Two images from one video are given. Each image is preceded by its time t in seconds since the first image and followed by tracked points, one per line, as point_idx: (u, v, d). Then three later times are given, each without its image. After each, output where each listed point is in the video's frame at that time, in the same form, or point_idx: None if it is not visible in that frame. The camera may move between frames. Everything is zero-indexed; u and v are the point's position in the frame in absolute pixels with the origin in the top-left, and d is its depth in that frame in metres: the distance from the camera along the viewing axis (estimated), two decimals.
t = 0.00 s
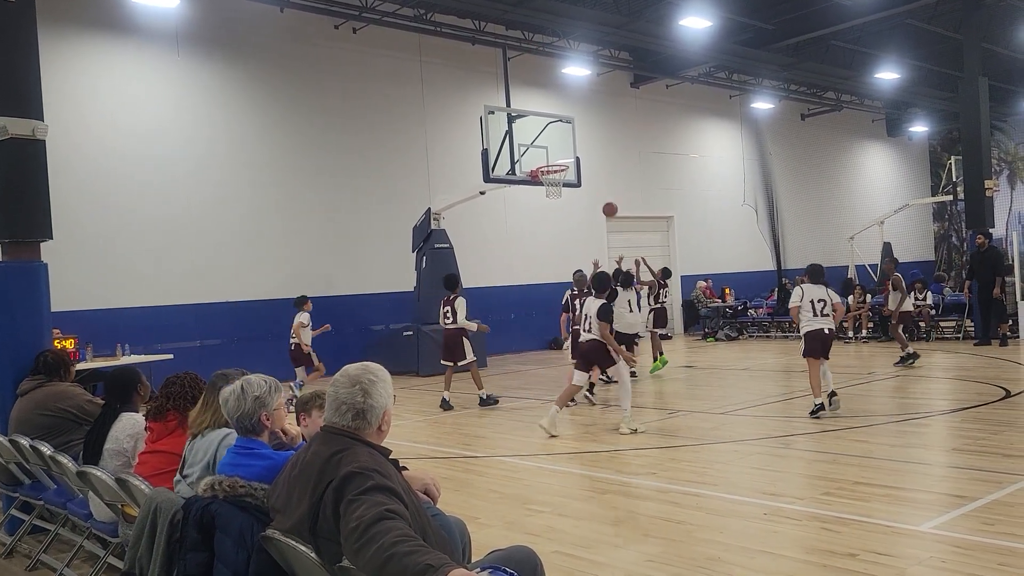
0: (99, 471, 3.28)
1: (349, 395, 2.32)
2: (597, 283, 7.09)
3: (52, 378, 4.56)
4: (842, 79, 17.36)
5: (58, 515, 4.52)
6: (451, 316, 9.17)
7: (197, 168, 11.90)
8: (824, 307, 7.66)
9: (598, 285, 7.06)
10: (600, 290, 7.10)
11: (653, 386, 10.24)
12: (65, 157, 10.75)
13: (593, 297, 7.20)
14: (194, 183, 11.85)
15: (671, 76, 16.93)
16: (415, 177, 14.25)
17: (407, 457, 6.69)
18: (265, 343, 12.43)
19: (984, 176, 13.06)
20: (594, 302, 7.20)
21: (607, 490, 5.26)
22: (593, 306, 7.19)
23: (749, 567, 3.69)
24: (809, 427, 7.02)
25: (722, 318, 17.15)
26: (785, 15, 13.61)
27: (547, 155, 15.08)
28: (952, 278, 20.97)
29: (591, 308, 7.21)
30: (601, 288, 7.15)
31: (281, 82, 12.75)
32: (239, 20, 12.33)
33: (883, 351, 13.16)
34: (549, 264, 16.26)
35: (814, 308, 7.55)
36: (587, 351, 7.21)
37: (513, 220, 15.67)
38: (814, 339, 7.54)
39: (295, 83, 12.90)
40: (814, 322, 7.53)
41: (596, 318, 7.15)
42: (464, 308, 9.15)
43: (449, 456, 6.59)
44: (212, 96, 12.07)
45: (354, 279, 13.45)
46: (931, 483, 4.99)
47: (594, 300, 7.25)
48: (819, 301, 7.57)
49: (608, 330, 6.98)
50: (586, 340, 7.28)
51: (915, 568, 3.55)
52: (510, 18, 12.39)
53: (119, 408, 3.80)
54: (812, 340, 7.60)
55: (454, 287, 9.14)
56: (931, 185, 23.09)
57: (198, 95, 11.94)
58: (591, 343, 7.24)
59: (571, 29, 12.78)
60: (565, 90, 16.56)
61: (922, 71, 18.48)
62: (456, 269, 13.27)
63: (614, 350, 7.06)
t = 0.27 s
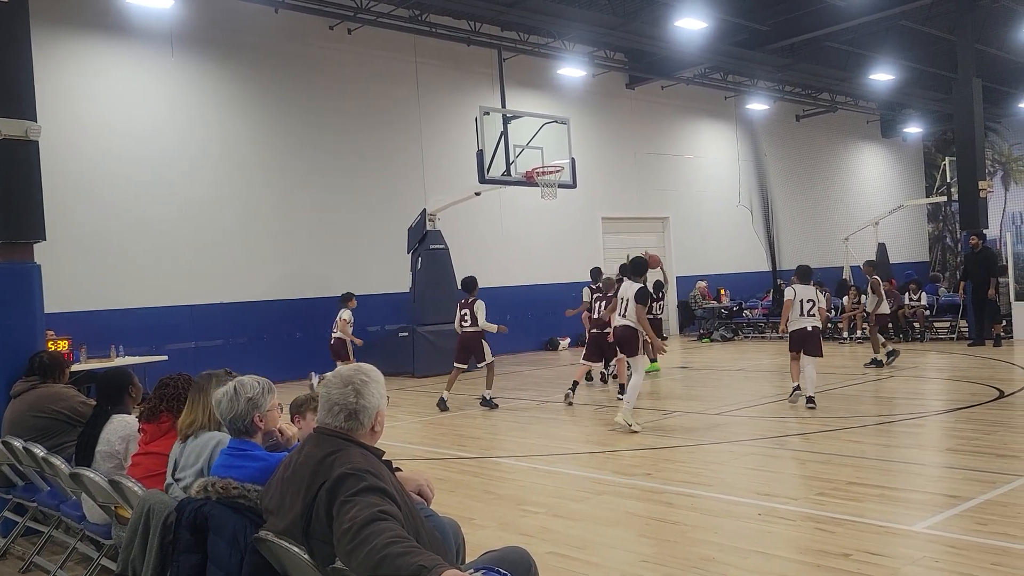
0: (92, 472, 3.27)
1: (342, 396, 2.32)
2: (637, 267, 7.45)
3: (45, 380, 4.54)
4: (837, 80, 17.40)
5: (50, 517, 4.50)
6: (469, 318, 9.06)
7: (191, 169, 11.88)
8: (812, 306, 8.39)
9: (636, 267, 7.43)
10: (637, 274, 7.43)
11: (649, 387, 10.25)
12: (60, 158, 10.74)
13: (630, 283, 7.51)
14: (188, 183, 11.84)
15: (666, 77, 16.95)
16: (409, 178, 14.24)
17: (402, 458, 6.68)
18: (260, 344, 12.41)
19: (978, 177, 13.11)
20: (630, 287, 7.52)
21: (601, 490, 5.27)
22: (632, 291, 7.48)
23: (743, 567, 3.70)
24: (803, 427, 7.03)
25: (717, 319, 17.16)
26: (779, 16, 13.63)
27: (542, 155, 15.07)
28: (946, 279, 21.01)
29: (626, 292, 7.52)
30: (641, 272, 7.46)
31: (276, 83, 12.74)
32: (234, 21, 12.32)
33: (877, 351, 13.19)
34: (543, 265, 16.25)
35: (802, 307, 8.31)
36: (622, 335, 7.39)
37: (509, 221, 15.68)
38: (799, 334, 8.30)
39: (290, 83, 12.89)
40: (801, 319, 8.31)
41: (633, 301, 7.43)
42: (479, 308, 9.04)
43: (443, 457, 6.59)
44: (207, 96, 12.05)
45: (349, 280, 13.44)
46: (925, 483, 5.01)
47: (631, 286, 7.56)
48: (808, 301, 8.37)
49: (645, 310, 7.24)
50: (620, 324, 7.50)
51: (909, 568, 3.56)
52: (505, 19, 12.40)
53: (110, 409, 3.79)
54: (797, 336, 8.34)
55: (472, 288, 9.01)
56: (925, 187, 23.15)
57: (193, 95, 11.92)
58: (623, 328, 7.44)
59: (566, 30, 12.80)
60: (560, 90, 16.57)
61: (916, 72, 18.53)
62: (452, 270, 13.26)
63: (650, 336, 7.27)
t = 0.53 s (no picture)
0: (85, 474, 3.27)
1: (335, 397, 2.32)
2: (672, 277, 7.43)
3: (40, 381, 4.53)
4: (831, 81, 17.45)
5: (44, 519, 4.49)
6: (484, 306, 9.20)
7: (185, 169, 11.86)
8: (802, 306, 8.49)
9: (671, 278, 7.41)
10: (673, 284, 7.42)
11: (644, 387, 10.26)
12: (53, 159, 10.72)
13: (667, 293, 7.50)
14: (182, 184, 11.82)
15: (661, 77, 16.98)
16: (404, 179, 14.24)
17: (396, 459, 6.67)
18: (254, 345, 12.39)
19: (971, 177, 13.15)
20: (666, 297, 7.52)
21: (596, 490, 5.27)
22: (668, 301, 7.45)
23: (737, 567, 3.70)
24: (798, 427, 7.05)
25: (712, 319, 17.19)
26: (772, 16, 13.67)
27: (537, 156, 15.08)
28: (940, 279, 21.09)
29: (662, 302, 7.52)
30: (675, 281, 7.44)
31: (270, 83, 12.72)
32: (228, 21, 12.30)
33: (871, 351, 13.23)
34: (539, 265, 16.26)
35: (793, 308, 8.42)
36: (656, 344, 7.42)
37: (504, 221, 15.69)
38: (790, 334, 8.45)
39: (284, 83, 12.88)
40: (793, 320, 8.44)
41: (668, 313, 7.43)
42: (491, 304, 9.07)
43: (438, 458, 6.59)
44: (201, 97, 12.04)
45: (344, 280, 13.43)
46: (919, 482, 5.02)
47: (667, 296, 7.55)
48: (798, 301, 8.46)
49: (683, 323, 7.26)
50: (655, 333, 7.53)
51: (902, 567, 3.56)
52: (499, 19, 12.41)
53: (102, 411, 3.79)
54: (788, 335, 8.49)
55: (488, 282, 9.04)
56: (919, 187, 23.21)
57: (187, 96, 11.90)
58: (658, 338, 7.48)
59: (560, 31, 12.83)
60: (555, 91, 16.59)
61: (910, 72, 18.59)
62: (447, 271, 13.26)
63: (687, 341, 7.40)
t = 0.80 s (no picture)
0: (75, 474, 3.25)
1: (326, 396, 2.31)
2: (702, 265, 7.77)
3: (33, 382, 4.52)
4: (822, 80, 17.52)
5: (35, 520, 4.47)
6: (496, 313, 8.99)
7: (176, 169, 11.82)
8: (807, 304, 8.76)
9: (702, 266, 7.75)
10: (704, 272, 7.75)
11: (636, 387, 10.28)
12: (43, 157, 10.67)
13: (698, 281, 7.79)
14: (173, 183, 11.77)
15: (653, 77, 17.00)
16: (396, 178, 14.21)
17: (389, 458, 6.67)
18: (246, 346, 12.35)
19: (961, 177, 13.20)
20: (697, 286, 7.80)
21: (589, 489, 5.28)
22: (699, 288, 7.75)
23: (730, 565, 3.71)
24: (790, 426, 7.08)
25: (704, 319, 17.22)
26: (764, 17, 13.70)
27: (529, 155, 15.06)
28: (930, 278, 21.17)
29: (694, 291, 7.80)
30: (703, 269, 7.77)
31: (262, 83, 12.68)
32: (219, 20, 12.26)
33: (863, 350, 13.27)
34: (530, 265, 16.25)
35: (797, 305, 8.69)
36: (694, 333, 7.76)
37: (496, 221, 15.69)
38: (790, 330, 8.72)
39: (276, 83, 12.84)
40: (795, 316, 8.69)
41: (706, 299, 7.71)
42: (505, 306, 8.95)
43: (431, 457, 6.59)
44: (192, 96, 11.99)
45: (336, 281, 13.41)
46: (909, 480, 5.04)
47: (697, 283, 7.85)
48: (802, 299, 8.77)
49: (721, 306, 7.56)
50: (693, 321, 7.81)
51: (893, 565, 3.58)
52: (491, 19, 12.40)
53: (95, 411, 3.77)
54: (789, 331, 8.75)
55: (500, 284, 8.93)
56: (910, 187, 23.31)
57: (178, 95, 11.86)
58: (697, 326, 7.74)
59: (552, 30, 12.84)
60: (547, 90, 16.58)
61: (901, 72, 18.67)
62: (439, 271, 13.25)
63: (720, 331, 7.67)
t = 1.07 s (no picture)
0: (59, 475, 3.22)
1: (311, 395, 2.31)
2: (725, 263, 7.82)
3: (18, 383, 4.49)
4: (806, 80, 17.62)
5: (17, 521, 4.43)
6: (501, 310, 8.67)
7: (160, 168, 11.74)
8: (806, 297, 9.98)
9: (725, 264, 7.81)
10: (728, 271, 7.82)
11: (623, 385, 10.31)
12: (25, 157, 10.58)
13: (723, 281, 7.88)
14: (157, 183, 11.70)
15: (639, 76, 17.06)
16: (382, 177, 14.19)
17: (376, 458, 6.66)
18: (231, 346, 12.29)
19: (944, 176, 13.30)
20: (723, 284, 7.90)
21: (575, 488, 5.29)
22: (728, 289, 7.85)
23: (715, 563, 3.73)
24: (775, 424, 7.13)
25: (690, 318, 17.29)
26: (749, 16, 13.76)
27: (516, 155, 15.07)
28: (913, 277, 21.36)
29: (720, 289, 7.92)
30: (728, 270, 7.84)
31: (246, 82, 12.62)
32: (203, 19, 12.20)
33: (847, 348, 13.38)
34: (517, 265, 16.26)
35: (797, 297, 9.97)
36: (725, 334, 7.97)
37: (483, 220, 15.68)
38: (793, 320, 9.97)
39: (261, 82, 12.79)
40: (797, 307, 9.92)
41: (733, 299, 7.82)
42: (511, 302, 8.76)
43: (418, 457, 6.58)
44: (176, 95, 11.92)
45: (322, 280, 13.37)
46: (893, 477, 5.09)
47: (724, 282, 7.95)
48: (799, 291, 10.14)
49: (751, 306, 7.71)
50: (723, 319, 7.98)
51: (877, 562, 3.61)
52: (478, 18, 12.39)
53: (83, 412, 3.74)
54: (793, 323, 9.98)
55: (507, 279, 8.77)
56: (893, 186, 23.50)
57: (161, 94, 11.79)
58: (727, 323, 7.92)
59: (538, 29, 12.86)
60: (533, 89, 16.60)
61: (884, 72, 18.81)
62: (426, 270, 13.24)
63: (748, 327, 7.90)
